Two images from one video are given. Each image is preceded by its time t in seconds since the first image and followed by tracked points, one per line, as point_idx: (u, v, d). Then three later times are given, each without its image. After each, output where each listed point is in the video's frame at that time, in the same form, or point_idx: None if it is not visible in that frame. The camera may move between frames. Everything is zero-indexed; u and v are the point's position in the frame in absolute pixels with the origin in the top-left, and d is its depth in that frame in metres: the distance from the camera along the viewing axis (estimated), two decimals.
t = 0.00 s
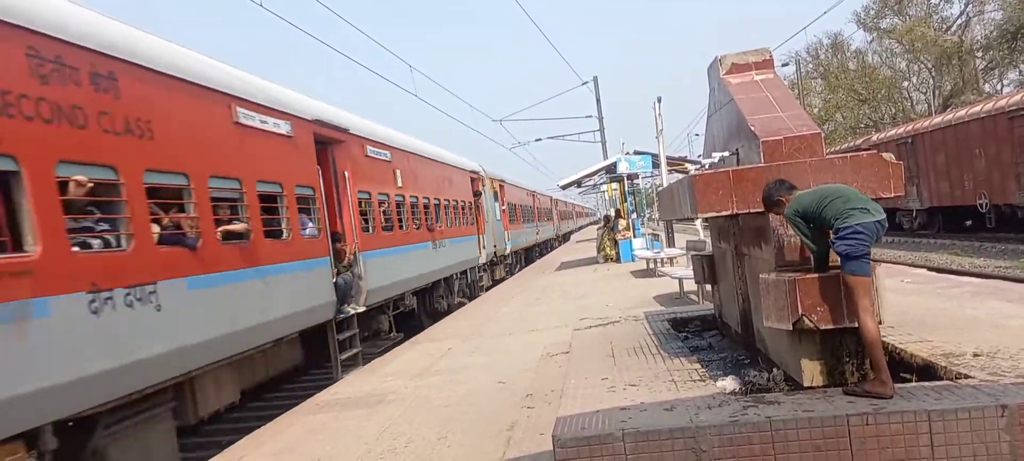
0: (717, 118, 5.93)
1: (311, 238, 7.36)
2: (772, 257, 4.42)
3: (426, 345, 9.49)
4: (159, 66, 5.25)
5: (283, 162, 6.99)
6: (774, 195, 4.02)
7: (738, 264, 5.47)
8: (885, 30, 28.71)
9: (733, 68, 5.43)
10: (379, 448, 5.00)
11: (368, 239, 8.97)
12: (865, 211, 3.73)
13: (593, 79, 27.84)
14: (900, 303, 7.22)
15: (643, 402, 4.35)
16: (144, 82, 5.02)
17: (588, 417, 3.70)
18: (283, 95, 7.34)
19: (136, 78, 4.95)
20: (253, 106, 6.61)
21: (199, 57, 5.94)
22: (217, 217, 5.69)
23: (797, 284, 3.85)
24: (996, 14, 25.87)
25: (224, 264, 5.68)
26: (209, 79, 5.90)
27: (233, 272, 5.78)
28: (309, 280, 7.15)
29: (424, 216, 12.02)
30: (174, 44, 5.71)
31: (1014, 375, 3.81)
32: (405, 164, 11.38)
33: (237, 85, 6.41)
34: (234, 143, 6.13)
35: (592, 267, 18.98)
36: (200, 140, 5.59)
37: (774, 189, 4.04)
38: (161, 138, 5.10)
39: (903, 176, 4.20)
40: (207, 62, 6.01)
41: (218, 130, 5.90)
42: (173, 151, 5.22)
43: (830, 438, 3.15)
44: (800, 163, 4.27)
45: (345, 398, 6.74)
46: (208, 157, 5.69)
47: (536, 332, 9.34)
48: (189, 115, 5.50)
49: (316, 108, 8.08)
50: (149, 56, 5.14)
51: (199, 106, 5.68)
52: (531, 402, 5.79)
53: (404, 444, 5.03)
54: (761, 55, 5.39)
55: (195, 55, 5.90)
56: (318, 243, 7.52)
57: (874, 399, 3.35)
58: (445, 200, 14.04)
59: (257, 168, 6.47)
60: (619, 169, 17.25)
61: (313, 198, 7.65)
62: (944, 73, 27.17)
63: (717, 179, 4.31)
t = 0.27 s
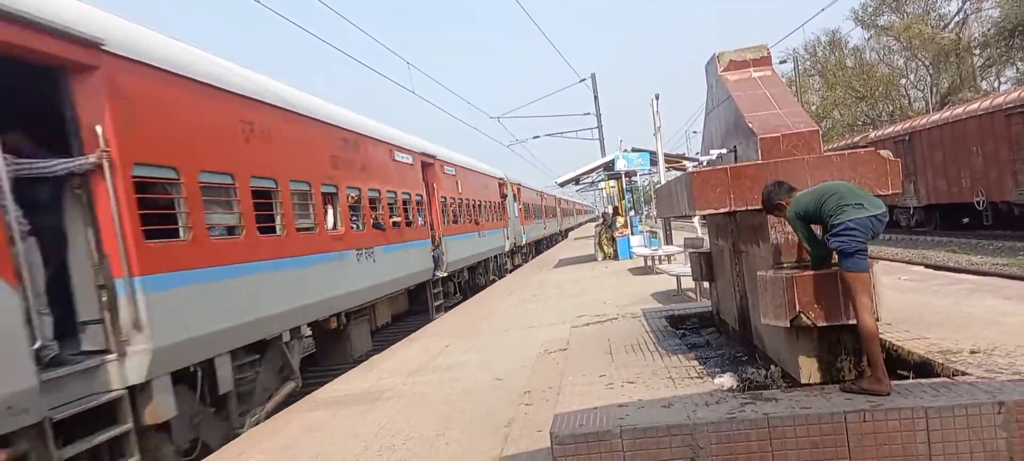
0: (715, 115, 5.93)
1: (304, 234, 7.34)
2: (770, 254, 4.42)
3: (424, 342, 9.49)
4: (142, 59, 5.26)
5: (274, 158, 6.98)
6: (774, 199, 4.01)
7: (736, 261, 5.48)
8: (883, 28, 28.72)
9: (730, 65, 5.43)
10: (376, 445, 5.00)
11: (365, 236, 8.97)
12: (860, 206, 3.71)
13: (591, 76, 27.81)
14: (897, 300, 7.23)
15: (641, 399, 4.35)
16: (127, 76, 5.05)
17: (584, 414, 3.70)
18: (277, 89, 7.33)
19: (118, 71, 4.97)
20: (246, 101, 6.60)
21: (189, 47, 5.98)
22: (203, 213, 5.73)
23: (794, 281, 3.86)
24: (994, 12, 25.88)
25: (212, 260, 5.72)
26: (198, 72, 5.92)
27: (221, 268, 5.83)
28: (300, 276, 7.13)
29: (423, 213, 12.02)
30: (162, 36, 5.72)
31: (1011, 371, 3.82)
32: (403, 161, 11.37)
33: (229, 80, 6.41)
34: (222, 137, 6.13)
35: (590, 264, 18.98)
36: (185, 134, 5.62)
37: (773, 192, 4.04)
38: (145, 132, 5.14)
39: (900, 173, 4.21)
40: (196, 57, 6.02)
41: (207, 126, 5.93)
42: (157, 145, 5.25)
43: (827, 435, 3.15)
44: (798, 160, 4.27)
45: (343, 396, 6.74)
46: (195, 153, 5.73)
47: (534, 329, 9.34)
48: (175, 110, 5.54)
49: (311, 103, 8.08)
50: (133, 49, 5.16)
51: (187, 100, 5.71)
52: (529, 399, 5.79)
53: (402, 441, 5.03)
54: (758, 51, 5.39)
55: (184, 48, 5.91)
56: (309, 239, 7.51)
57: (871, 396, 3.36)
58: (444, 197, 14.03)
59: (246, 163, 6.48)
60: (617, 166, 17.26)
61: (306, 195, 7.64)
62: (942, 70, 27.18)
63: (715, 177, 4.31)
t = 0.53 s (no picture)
0: (716, 114, 5.92)
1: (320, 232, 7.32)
2: (771, 253, 4.41)
3: (425, 342, 9.49)
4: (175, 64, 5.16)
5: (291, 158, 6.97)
6: (779, 197, 4.00)
7: (737, 260, 5.47)
8: (884, 26, 28.69)
9: (732, 63, 5.43)
10: (379, 444, 5.01)
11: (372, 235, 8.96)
12: (863, 204, 3.71)
13: (592, 75, 27.81)
14: (899, 298, 7.22)
15: (642, 398, 4.35)
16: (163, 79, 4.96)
17: (588, 413, 3.70)
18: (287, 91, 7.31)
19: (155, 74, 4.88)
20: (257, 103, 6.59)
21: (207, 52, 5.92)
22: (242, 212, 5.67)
23: (796, 280, 3.86)
24: (995, 10, 25.84)
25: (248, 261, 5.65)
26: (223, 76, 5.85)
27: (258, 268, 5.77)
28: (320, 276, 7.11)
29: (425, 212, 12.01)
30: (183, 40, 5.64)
31: (1013, 369, 3.82)
32: (405, 160, 11.37)
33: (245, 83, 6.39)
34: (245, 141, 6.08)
35: (591, 263, 18.99)
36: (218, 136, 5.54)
37: (779, 191, 4.02)
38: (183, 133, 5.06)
39: (902, 172, 4.20)
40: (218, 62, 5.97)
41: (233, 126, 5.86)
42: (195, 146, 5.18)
43: (829, 433, 3.15)
44: (800, 159, 4.27)
45: (344, 395, 6.74)
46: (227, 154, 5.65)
47: (535, 328, 9.34)
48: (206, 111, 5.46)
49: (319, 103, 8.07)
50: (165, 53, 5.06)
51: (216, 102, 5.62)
52: (531, 398, 5.79)
53: (403, 440, 5.03)
54: (760, 50, 5.38)
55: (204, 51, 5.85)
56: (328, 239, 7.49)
57: (873, 394, 3.36)
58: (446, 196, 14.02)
59: (267, 165, 6.45)
60: (617, 165, 17.25)
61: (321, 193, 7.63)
62: (943, 68, 27.15)
63: (716, 175, 4.31)
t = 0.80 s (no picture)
0: (712, 113, 5.92)
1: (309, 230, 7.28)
2: (766, 252, 4.42)
3: (421, 340, 9.48)
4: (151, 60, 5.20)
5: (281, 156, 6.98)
6: (774, 198, 3.99)
7: (732, 259, 5.48)
8: (880, 25, 28.74)
9: (727, 62, 5.43)
10: (374, 442, 5.01)
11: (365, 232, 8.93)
12: (858, 204, 3.73)
13: (588, 74, 27.79)
14: (894, 297, 7.24)
15: (638, 396, 4.35)
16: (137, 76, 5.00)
17: (582, 411, 3.70)
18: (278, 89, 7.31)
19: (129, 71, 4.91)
20: (249, 101, 6.58)
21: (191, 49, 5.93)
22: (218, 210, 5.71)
23: (790, 278, 3.86)
24: (990, 10, 25.91)
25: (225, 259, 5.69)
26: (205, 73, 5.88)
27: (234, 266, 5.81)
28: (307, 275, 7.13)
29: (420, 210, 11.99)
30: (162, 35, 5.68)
31: (1006, 368, 3.83)
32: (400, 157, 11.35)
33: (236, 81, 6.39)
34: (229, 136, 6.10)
35: (587, 261, 18.99)
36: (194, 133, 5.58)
37: (773, 190, 4.03)
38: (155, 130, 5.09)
39: (897, 171, 4.21)
40: (203, 59, 6.00)
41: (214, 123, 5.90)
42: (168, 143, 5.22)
43: (823, 432, 3.16)
44: (795, 158, 4.28)
45: (340, 393, 6.73)
46: (205, 151, 5.69)
47: (531, 327, 9.35)
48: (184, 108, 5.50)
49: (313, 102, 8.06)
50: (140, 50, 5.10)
51: (195, 99, 5.66)
52: (526, 396, 5.79)
53: (399, 439, 5.03)
54: (755, 49, 5.39)
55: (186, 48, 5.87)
56: (314, 238, 7.51)
57: (866, 393, 3.37)
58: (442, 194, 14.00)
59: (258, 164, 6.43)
60: (613, 164, 17.26)
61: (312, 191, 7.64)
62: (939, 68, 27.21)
63: (711, 174, 4.31)
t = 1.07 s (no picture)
0: (717, 112, 5.92)
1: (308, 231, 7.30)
2: (773, 251, 4.41)
3: (427, 339, 9.49)
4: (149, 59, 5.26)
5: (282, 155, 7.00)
6: (780, 193, 4.02)
7: (738, 258, 5.47)
8: (886, 25, 28.62)
9: (733, 61, 5.43)
10: (378, 441, 5.02)
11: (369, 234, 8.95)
12: (866, 203, 3.72)
13: (593, 73, 27.73)
14: (901, 297, 7.21)
15: (643, 395, 4.35)
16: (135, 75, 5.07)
17: (587, 410, 3.70)
18: (283, 88, 7.33)
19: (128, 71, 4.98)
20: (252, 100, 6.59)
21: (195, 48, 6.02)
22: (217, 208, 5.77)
23: (797, 278, 3.85)
24: (997, 9, 25.79)
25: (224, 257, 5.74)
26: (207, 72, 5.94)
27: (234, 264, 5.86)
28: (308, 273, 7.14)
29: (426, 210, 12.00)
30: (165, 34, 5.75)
31: (1014, 369, 3.81)
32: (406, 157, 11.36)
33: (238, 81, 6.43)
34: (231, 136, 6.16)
35: (592, 261, 18.97)
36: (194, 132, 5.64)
37: (779, 187, 4.04)
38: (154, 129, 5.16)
39: (903, 170, 4.20)
40: (206, 58, 6.07)
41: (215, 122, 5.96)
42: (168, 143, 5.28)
43: (829, 432, 3.16)
44: (802, 157, 4.28)
45: (345, 392, 6.74)
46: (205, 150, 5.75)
47: (536, 326, 9.35)
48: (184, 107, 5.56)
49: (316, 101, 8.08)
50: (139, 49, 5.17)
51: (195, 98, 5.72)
52: (531, 395, 5.79)
53: (404, 437, 5.04)
54: (761, 48, 5.38)
55: (188, 46, 5.95)
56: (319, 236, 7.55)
57: (873, 393, 3.36)
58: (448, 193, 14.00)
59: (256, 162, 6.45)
60: (619, 163, 17.24)
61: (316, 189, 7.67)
62: (946, 67, 27.12)
63: (717, 173, 4.30)
